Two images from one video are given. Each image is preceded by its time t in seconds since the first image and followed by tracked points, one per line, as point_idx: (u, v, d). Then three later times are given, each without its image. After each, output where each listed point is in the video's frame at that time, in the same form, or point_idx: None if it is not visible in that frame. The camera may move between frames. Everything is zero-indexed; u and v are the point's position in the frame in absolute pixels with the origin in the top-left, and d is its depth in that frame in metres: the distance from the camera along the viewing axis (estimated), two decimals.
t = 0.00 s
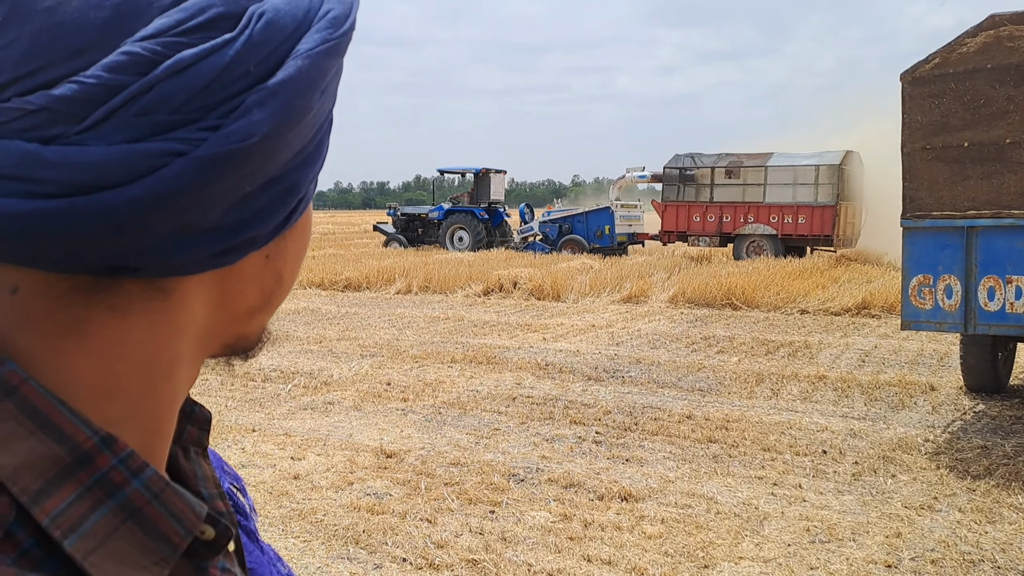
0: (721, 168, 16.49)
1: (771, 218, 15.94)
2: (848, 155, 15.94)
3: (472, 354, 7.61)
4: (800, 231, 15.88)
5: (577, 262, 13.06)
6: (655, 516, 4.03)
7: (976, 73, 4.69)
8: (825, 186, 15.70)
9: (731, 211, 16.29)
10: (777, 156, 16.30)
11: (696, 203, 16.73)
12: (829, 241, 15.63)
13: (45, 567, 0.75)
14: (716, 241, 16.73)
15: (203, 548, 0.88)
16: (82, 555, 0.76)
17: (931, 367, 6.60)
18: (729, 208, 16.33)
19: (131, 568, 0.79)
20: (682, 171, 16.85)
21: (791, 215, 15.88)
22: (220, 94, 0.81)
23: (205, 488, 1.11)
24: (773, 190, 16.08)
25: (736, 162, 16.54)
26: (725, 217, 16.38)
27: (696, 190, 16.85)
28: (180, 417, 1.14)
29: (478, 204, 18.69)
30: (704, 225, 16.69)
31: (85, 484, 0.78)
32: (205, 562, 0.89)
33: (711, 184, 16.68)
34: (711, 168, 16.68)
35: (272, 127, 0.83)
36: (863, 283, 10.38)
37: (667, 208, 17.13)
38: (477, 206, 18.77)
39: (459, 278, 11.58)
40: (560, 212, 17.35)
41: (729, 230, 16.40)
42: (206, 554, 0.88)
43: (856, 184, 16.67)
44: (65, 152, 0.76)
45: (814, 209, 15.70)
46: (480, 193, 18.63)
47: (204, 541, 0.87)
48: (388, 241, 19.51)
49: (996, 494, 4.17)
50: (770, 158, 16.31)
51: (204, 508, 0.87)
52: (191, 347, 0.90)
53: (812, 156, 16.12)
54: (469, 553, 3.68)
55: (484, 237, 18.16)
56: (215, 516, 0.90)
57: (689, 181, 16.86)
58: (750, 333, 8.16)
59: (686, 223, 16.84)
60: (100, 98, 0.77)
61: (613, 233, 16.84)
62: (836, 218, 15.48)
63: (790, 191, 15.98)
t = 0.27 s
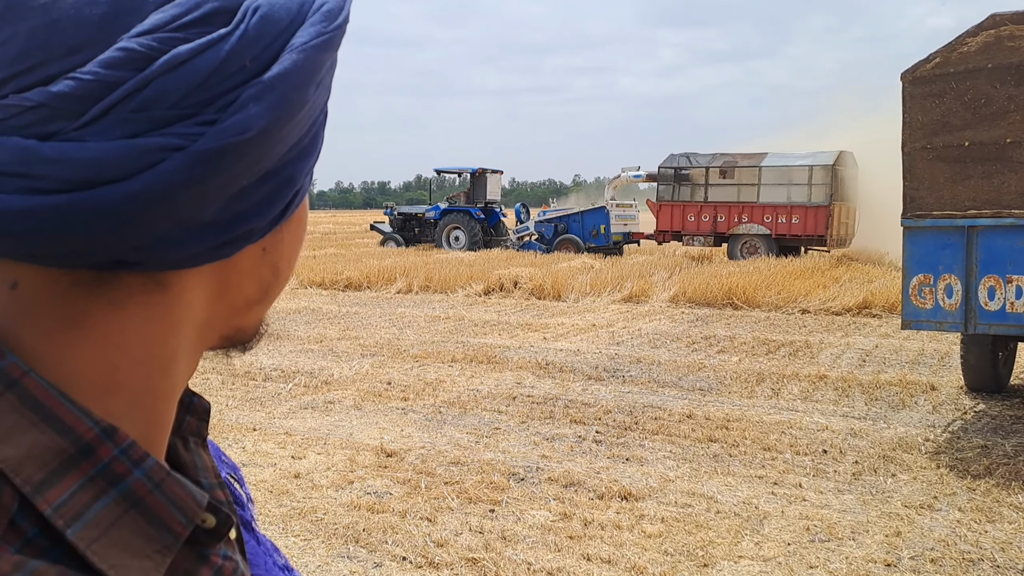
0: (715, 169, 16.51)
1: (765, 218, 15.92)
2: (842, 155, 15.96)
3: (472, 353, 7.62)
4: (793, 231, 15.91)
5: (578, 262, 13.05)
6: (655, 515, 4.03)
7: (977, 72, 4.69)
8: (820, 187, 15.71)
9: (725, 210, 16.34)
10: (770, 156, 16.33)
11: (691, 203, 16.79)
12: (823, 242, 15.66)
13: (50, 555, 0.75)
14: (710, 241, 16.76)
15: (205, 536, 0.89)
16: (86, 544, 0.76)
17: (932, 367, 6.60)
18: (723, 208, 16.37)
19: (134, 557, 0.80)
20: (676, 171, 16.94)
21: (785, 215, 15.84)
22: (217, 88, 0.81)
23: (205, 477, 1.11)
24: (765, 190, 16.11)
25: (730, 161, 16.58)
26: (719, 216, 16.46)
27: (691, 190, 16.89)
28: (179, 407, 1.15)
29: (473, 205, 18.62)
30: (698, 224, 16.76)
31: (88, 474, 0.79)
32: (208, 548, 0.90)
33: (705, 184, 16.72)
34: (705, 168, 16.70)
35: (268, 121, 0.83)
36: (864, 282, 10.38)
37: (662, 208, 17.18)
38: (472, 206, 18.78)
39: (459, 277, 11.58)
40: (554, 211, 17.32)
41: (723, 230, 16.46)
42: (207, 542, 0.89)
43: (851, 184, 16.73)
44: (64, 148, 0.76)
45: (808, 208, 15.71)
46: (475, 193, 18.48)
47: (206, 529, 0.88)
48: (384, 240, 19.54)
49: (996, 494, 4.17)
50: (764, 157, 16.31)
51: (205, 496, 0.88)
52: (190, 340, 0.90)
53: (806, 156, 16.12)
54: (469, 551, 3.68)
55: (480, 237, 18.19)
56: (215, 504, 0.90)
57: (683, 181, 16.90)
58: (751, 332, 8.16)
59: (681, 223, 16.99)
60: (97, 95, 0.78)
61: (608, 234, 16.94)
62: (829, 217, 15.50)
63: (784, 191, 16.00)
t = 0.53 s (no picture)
0: (710, 165, 16.55)
1: (761, 213, 16.06)
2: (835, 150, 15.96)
3: (473, 348, 7.63)
4: (788, 225, 15.97)
5: (579, 259, 13.08)
6: (655, 505, 4.05)
7: (977, 64, 4.71)
8: (814, 181, 15.70)
9: (722, 207, 16.44)
10: (765, 151, 16.31)
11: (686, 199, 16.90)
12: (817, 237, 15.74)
13: (68, 481, 0.76)
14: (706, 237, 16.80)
15: (214, 469, 0.90)
16: (101, 469, 0.78)
17: (933, 360, 6.61)
18: (718, 204, 16.44)
19: (147, 483, 0.81)
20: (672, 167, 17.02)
21: (780, 210, 15.96)
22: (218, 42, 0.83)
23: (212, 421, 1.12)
24: (760, 185, 16.15)
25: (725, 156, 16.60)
26: (716, 212, 16.55)
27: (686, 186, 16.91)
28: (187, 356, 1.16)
29: (470, 201, 18.80)
30: (694, 220, 16.82)
31: (102, 405, 0.80)
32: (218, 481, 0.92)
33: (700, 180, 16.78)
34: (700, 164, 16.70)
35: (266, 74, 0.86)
36: (865, 277, 10.39)
37: (657, 205, 17.24)
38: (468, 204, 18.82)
39: (460, 274, 11.60)
40: (550, 208, 17.51)
41: (720, 225, 16.53)
42: (217, 475, 0.91)
43: (846, 179, 16.78)
44: (74, 101, 0.78)
45: (803, 203, 15.74)
46: (473, 190, 18.73)
47: (214, 462, 0.90)
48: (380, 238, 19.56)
49: (995, 483, 4.18)
50: (759, 152, 16.24)
51: (212, 429, 0.89)
52: (196, 290, 0.92)
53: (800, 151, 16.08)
54: (470, 541, 3.69)
55: (475, 234, 18.22)
56: (222, 438, 0.92)
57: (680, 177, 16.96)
58: (752, 327, 8.17)
59: (676, 219, 17.10)
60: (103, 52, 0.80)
61: (604, 230, 17.00)
62: (824, 213, 15.54)
63: (780, 186, 16.05)
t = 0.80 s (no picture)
0: (699, 160, 16.62)
1: (748, 208, 16.11)
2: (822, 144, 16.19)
3: (471, 345, 7.66)
4: (774, 220, 16.06)
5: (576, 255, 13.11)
6: (650, 496, 4.08)
7: (966, 53, 4.73)
8: (800, 175, 15.91)
9: (708, 201, 16.48)
10: (752, 146, 16.49)
11: (675, 194, 16.93)
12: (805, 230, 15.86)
13: (50, 443, 0.79)
14: (695, 232, 16.83)
15: (194, 436, 0.93)
16: (81, 433, 0.80)
17: (927, 350, 6.65)
18: (706, 199, 16.48)
19: (126, 447, 0.84)
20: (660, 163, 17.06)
21: (766, 204, 16.05)
22: (188, 16, 0.85)
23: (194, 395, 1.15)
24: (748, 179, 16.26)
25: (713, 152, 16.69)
26: (703, 207, 16.56)
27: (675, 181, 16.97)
28: (167, 331, 1.18)
29: (461, 199, 18.93)
30: (682, 215, 16.87)
31: (81, 371, 0.82)
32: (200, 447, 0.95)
33: (689, 175, 16.84)
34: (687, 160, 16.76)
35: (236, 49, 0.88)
36: (860, 269, 10.42)
37: (646, 200, 17.26)
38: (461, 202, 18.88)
39: (457, 272, 11.62)
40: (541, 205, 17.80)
41: (707, 220, 16.57)
42: (196, 442, 0.94)
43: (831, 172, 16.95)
44: (51, 75, 0.80)
45: (789, 197, 15.88)
46: (463, 187, 18.88)
47: (194, 429, 0.93)
48: (373, 237, 19.60)
49: (988, 470, 4.21)
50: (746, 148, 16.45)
51: (190, 395, 0.92)
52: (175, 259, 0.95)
53: (786, 146, 16.31)
54: (467, 533, 3.72)
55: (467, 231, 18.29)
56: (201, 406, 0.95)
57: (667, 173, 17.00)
58: (747, 320, 8.20)
59: (665, 214, 17.13)
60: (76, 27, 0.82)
61: (594, 225, 17.31)
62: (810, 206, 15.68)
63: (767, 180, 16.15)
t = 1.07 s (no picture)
0: (668, 158, 16.76)
1: (715, 205, 16.26)
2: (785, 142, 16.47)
3: (448, 341, 7.66)
4: (742, 218, 16.23)
5: (553, 251, 13.14)
6: (625, 491, 4.11)
7: (936, 53, 4.78)
8: (767, 174, 16.12)
9: (678, 199, 16.59)
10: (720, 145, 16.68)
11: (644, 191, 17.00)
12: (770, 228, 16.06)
13: None
14: (664, 228, 16.93)
15: (148, 437, 0.94)
16: (29, 434, 0.81)
17: (897, 346, 6.75)
18: (675, 196, 16.61)
19: (77, 449, 0.85)
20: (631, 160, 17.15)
21: (734, 202, 16.20)
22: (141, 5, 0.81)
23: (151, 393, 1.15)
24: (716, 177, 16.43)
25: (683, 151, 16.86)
26: (672, 206, 16.67)
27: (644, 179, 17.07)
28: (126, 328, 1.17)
29: (433, 194, 18.90)
30: (652, 212, 16.95)
31: (30, 372, 0.82)
32: (153, 449, 0.96)
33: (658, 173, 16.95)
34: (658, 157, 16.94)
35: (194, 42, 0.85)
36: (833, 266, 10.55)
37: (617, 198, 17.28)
38: (433, 198, 18.86)
39: (435, 268, 11.61)
40: (513, 201, 17.76)
41: (676, 218, 16.66)
42: (152, 444, 0.95)
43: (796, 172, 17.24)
44: None
45: (755, 195, 16.06)
46: (435, 184, 18.88)
47: (148, 430, 0.94)
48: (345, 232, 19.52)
49: (956, 465, 4.29)
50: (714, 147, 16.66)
51: (143, 397, 0.93)
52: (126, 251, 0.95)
53: (752, 145, 16.54)
54: (443, 530, 3.72)
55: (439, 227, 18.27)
56: (155, 407, 0.96)
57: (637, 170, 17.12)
58: (722, 316, 8.27)
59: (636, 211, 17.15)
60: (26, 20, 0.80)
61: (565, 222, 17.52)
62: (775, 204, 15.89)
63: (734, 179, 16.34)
